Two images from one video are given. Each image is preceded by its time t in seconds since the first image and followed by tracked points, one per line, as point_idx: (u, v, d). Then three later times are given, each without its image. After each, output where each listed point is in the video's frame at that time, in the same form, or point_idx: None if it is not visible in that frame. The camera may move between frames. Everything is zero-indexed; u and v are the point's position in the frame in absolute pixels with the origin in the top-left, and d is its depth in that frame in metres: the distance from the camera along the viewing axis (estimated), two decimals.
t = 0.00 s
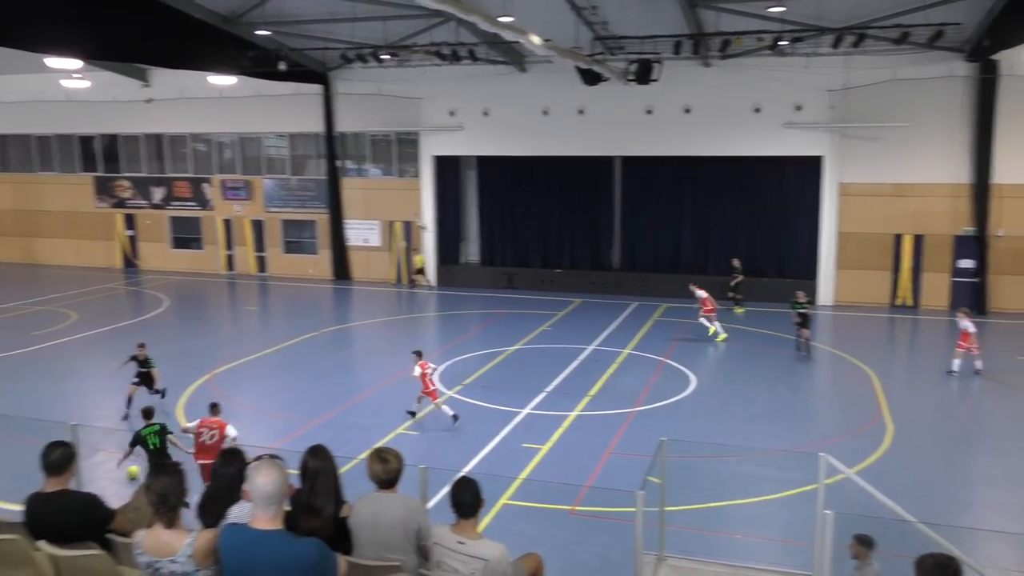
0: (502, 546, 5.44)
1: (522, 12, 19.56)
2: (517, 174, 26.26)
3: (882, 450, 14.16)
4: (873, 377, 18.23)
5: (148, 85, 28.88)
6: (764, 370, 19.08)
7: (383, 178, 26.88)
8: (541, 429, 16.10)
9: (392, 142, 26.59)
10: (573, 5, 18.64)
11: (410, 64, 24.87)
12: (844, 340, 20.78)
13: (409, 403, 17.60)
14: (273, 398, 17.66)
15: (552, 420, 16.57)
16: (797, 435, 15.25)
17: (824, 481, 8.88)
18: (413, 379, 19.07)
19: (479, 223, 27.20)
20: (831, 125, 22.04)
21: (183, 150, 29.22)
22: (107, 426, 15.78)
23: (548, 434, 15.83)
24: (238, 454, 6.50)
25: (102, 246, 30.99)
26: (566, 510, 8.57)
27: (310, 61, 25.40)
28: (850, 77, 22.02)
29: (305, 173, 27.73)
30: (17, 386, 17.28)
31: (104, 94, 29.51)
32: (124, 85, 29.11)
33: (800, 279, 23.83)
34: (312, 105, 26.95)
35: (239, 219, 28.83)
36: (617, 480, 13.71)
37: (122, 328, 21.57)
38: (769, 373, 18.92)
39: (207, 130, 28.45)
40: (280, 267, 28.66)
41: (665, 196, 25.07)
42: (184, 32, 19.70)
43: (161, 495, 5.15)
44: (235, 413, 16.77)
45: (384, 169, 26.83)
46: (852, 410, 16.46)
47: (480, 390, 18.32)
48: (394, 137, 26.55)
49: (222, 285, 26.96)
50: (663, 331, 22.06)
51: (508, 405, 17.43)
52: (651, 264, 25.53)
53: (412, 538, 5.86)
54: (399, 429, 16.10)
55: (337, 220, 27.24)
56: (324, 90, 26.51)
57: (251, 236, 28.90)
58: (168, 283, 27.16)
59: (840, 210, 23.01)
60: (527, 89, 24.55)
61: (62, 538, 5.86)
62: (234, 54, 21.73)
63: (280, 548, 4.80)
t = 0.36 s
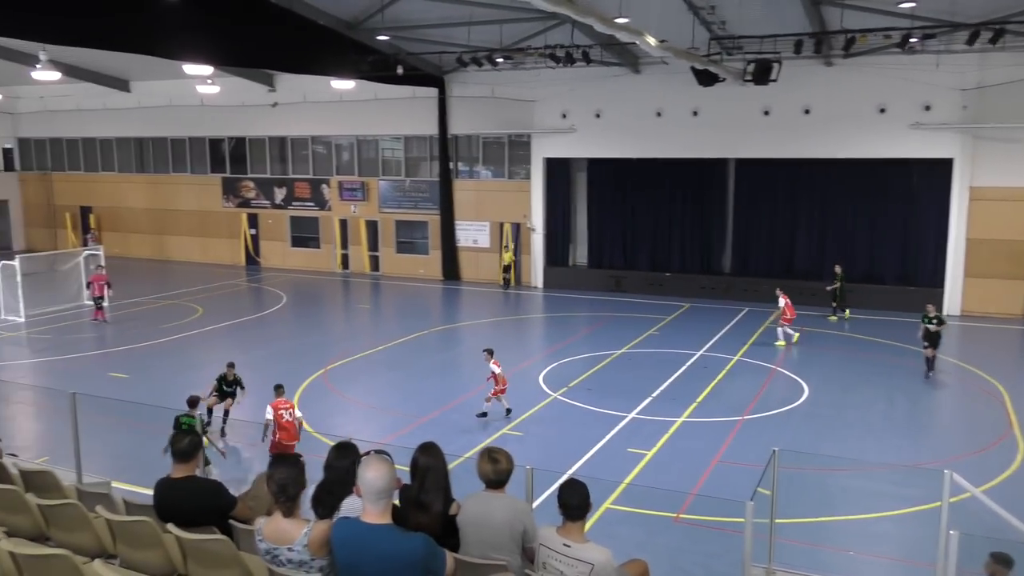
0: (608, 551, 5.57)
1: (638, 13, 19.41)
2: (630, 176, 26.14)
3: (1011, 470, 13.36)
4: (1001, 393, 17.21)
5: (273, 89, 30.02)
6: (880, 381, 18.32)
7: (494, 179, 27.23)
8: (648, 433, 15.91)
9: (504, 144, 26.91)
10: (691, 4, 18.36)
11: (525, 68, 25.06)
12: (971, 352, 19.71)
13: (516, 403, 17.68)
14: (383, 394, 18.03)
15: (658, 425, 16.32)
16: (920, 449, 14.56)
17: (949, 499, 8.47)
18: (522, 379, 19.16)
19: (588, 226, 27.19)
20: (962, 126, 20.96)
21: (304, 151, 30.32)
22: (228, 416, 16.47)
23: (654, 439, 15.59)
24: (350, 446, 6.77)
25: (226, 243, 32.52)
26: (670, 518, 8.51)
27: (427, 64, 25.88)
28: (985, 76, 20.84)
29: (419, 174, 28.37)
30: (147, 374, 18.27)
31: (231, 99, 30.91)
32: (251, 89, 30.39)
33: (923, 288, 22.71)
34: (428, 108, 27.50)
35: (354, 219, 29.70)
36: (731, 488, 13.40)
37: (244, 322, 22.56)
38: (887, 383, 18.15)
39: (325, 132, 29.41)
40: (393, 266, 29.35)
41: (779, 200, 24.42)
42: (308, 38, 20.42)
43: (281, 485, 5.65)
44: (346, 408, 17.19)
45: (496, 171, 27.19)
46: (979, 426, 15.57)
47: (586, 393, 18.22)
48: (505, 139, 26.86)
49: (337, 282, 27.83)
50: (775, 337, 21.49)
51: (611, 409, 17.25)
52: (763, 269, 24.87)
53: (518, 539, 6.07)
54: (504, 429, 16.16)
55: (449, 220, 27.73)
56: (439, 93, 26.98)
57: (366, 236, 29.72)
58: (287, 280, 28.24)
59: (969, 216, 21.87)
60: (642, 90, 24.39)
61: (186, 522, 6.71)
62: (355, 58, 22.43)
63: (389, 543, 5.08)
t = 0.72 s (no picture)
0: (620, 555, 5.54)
1: (651, 15, 19.34)
2: (641, 178, 26.13)
3: None
4: (1017, 396, 17.06)
5: (287, 92, 30.12)
6: (894, 383, 18.20)
7: (506, 182, 27.25)
8: (660, 435, 15.87)
9: (516, 146, 26.94)
10: (704, 5, 18.26)
11: (538, 71, 25.07)
12: (986, 355, 19.55)
13: (529, 405, 17.66)
14: (395, 397, 18.04)
15: (670, 427, 16.27)
16: (934, 453, 14.44)
17: (966, 504, 8.33)
18: (535, 381, 19.14)
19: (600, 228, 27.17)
20: (978, 127, 20.80)
21: (317, 154, 30.42)
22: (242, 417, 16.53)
23: (666, 442, 15.53)
24: (362, 447, 6.72)
25: (240, 246, 32.66)
26: (682, 520, 8.54)
27: (440, 67, 25.87)
28: (1001, 76, 20.65)
29: (432, 177, 28.42)
30: (161, 375, 18.35)
31: (245, 102, 31.05)
32: (265, 92, 30.50)
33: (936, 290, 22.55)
34: (440, 111, 27.53)
35: (367, 221, 29.77)
36: (744, 491, 13.33)
37: (257, 324, 22.65)
38: (902, 386, 18.03)
39: (339, 135, 29.50)
40: (405, 268, 29.39)
41: (793, 202, 24.35)
42: (321, 41, 20.45)
43: (295, 486, 5.66)
44: (359, 410, 17.20)
45: (508, 174, 27.22)
46: (994, 429, 15.42)
47: (597, 395, 18.17)
48: (518, 141, 26.88)
49: (350, 285, 27.89)
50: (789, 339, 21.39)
51: (622, 411, 17.20)
52: (775, 271, 24.82)
53: (530, 543, 6.09)
54: (516, 431, 16.14)
55: (461, 222, 27.77)
56: (452, 96, 27.00)
57: (379, 238, 29.78)
58: (300, 282, 28.34)
59: (984, 217, 21.71)
60: (656, 92, 24.35)
61: (197, 523, 6.73)
62: (368, 61, 22.47)
63: (400, 545, 5.10)
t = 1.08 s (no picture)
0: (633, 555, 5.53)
1: (663, 15, 19.31)
2: (653, 179, 26.10)
3: None
4: None
5: (300, 93, 30.22)
6: (908, 385, 18.13)
7: (518, 182, 27.27)
8: (673, 436, 15.84)
9: (528, 147, 26.94)
10: (717, 5, 18.20)
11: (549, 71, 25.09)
12: (1000, 356, 19.44)
13: (541, 405, 17.68)
14: (408, 397, 18.07)
15: (683, 428, 16.25)
16: (948, 455, 14.36)
17: (981, 506, 8.30)
18: (548, 381, 19.13)
19: (612, 228, 27.14)
20: (993, 127, 20.67)
21: (330, 155, 30.51)
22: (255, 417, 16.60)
23: (678, 443, 15.50)
24: (373, 448, 6.76)
25: (253, 246, 32.80)
26: (694, 521, 8.56)
27: (452, 68, 25.90)
28: (1017, 76, 20.50)
29: (444, 177, 28.44)
30: (174, 375, 18.45)
31: (258, 103, 31.16)
32: (279, 93, 30.60)
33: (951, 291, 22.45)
34: (453, 112, 27.56)
35: (379, 221, 29.83)
36: (757, 491, 13.30)
37: (271, 324, 22.73)
38: (915, 388, 17.94)
39: (351, 136, 29.58)
40: (417, 269, 29.44)
41: (807, 203, 24.27)
42: (333, 41, 20.51)
43: (309, 486, 5.69)
44: (371, 410, 17.25)
45: (520, 174, 27.23)
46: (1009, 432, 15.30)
47: (610, 396, 18.17)
48: (530, 142, 26.89)
49: (363, 285, 27.95)
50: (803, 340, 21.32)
51: (635, 412, 17.19)
52: (788, 272, 24.76)
53: (543, 545, 6.10)
54: (528, 432, 16.15)
55: (473, 223, 27.80)
56: (464, 97, 27.02)
57: (392, 239, 29.83)
58: (313, 283, 28.42)
59: (999, 218, 21.57)
60: (668, 92, 24.31)
61: (212, 521, 6.78)
62: (380, 62, 22.53)
63: (414, 545, 5.12)
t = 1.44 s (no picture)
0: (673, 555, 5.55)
1: (707, 10, 19.13)
2: (695, 176, 25.91)
3: None
4: None
5: (342, 90, 30.48)
6: (955, 387, 17.75)
7: (559, 179, 27.26)
8: (714, 435, 15.71)
9: (569, 143, 26.91)
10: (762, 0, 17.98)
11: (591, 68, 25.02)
12: None
13: (579, 403, 17.64)
14: (447, 393, 18.15)
15: (724, 428, 16.09)
16: (997, 459, 14.03)
17: None
18: (587, 379, 19.07)
19: (653, 226, 26.99)
20: None
21: (372, 152, 30.74)
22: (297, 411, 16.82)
23: (718, 443, 15.35)
24: (414, 442, 6.73)
25: (296, 242, 33.21)
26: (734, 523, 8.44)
27: (494, 64, 25.94)
28: None
29: (485, 174, 28.51)
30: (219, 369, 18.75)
31: (302, 100, 31.47)
32: (322, 90, 30.89)
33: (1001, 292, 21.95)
34: (494, 108, 27.61)
35: (420, 217, 30.00)
36: (800, 493, 13.13)
37: (312, 319, 22.98)
38: (963, 390, 17.55)
39: (393, 133, 29.79)
40: (458, 265, 29.56)
41: (852, 201, 23.90)
42: (376, 38, 20.65)
43: (352, 480, 5.71)
44: (411, 405, 17.33)
45: (561, 171, 27.22)
46: None
47: (649, 394, 18.07)
48: (571, 138, 26.86)
49: (403, 281, 28.13)
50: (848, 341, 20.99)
51: (675, 411, 17.06)
52: (832, 271, 24.43)
53: (583, 543, 6.08)
54: (567, 429, 16.13)
55: (514, 219, 27.83)
56: (505, 93, 27.05)
57: (432, 235, 29.99)
58: (354, 278, 28.68)
59: None
60: (712, 88, 24.09)
61: (255, 513, 6.88)
62: (423, 59, 22.69)
63: (455, 539, 5.14)
